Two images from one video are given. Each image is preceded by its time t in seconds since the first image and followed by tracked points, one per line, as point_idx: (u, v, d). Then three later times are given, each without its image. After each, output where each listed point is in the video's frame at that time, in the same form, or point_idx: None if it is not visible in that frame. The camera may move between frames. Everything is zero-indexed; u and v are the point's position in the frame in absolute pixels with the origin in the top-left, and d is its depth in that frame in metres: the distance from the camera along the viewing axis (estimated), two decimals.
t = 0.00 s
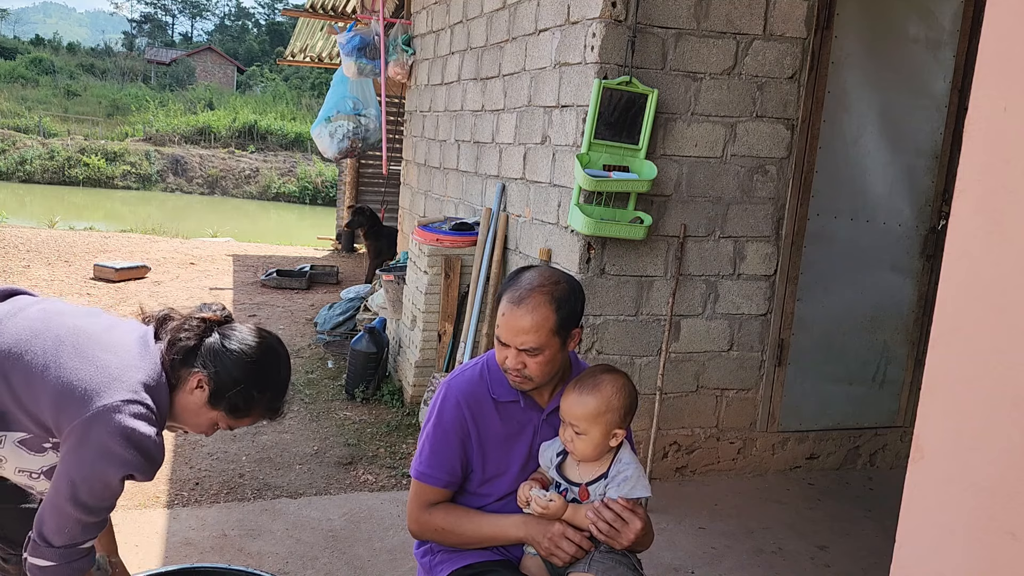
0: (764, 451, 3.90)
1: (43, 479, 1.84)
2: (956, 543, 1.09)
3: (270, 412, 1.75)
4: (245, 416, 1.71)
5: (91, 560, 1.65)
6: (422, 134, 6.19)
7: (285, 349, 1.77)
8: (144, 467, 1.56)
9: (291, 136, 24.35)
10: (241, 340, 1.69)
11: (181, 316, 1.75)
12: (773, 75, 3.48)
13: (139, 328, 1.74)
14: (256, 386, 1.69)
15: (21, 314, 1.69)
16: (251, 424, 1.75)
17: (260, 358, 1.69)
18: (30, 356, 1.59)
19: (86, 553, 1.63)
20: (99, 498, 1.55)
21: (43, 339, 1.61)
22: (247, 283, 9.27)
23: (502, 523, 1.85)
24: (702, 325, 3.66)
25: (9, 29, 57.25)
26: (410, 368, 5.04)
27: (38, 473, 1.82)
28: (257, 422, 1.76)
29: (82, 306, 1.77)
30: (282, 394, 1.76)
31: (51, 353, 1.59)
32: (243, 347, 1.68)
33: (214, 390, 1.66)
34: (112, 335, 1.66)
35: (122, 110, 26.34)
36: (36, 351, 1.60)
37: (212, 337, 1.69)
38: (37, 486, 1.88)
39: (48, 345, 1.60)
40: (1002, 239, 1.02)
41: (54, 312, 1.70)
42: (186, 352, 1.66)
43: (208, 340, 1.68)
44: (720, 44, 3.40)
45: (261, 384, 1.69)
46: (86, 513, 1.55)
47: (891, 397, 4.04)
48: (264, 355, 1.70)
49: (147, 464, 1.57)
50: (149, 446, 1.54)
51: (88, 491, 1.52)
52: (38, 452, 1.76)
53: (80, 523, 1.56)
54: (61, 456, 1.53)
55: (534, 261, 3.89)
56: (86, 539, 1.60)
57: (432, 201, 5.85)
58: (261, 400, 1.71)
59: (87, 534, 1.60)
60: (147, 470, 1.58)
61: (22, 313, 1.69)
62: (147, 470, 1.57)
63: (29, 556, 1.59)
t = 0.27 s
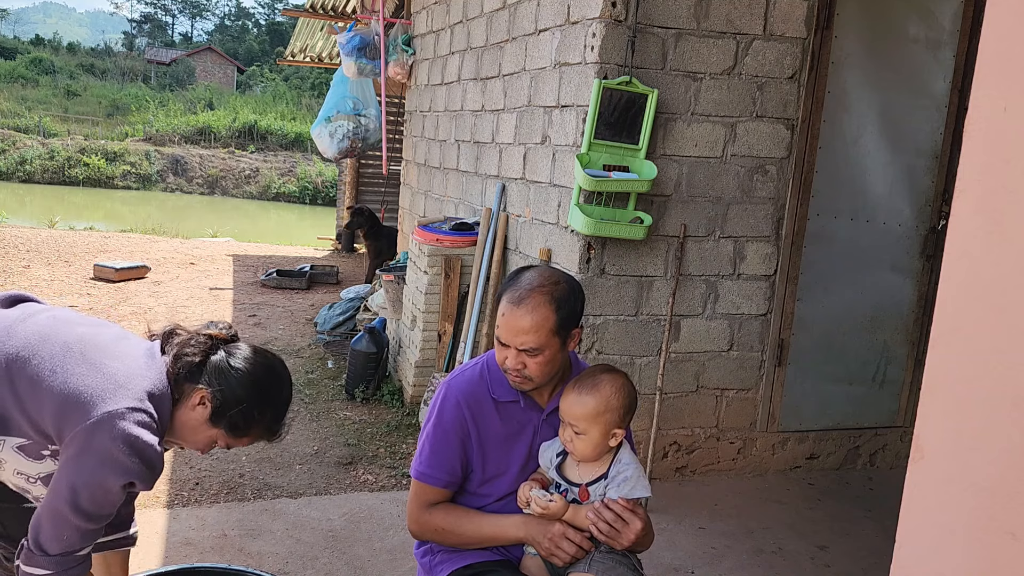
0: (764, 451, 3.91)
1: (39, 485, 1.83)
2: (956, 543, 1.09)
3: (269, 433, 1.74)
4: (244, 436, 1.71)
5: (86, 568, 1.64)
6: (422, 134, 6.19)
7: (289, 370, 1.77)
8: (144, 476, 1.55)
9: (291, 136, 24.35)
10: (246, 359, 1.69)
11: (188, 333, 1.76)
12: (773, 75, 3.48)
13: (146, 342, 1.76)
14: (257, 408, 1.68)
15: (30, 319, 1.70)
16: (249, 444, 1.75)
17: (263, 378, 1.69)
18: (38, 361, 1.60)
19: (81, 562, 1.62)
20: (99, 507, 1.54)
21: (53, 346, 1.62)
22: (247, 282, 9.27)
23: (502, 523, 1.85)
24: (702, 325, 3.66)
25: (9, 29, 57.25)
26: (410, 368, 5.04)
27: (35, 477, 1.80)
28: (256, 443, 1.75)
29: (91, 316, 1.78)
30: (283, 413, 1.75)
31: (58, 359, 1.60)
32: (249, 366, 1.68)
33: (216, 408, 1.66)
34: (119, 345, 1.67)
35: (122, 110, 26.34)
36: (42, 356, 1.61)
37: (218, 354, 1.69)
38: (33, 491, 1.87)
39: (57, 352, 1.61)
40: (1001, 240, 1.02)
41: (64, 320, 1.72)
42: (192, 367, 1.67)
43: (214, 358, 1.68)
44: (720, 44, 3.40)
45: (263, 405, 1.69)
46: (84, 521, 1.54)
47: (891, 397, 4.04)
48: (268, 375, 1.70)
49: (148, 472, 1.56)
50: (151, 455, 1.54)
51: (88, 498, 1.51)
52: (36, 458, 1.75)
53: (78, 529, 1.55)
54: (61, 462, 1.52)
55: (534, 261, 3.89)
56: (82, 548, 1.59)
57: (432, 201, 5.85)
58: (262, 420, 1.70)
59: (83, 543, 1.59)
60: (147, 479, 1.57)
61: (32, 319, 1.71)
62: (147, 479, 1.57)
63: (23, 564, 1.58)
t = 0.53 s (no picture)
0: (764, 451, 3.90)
1: (37, 490, 1.85)
2: (956, 543, 1.09)
3: (268, 440, 1.74)
4: (242, 443, 1.71)
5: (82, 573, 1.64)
6: (422, 134, 6.19)
7: (288, 377, 1.77)
8: (143, 484, 1.55)
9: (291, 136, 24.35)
10: (245, 367, 1.69)
11: (188, 337, 1.76)
12: (773, 75, 3.48)
13: (147, 347, 1.75)
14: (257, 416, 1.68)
15: (31, 324, 1.70)
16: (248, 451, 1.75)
17: (262, 385, 1.68)
18: (39, 368, 1.60)
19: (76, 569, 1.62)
20: (97, 513, 1.53)
21: (53, 351, 1.62)
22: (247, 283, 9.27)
23: (503, 523, 1.85)
24: (702, 325, 3.66)
25: (9, 29, 57.25)
26: (410, 368, 5.04)
27: (34, 483, 1.82)
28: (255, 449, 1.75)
29: (92, 320, 1.78)
30: (282, 421, 1.75)
31: (58, 365, 1.60)
32: (248, 374, 1.67)
33: (215, 416, 1.66)
34: (119, 351, 1.67)
35: (122, 110, 26.35)
36: (42, 362, 1.61)
37: (217, 361, 1.69)
38: (31, 495, 1.89)
39: (57, 359, 1.61)
40: (1001, 240, 1.02)
41: (65, 324, 1.72)
42: (190, 375, 1.67)
43: (213, 365, 1.68)
44: (720, 44, 3.40)
45: (262, 414, 1.69)
46: (81, 530, 1.54)
47: (891, 397, 4.04)
48: (267, 382, 1.70)
49: (147, 480, 1.56)
50: (150, 462, 1.54)
51: (86, 504, 1.50)
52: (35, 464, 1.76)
53: (75, 535, 1.53)
54: (60, 469, 1.52)
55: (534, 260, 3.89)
56: (78, 557, 1.58)
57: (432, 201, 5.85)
58: (260, 428, 1.70)
59: (79, 553, 1.58)
60: (146, 487, 1.57)
61: (32, 324, 1.71)
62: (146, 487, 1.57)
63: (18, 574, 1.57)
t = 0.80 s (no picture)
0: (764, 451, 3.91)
1: (36, 491, 1.86)
2: (956, 543, 1.09)
3: (267, 449, 1.74)
4: (241, 451, 1.71)
5: None
6: (422, 134, 6.19)
7: (288, 385, 1.77)
8: (140, 488, 1.54)
9: (291, 136, 24.36)
10: (244, 374, 1.69)
11: (190, 343, 1.76)
12: (773, 75, 3.48)
13: (149, 352, 1.75)
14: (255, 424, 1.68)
15: (35, 325, 1.71)
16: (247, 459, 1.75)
17: (260, 392, 1.68)
18: (40, 369, 1.60)
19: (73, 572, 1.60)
20: (93, 519, 1.52)
21: (54, 353, 1.63)
22: (247, 283, 9.27)
23: (503, 523, 1.85)
24: (702, 325, 3.66)
25: (9, 29, 57.28)
26: (410, 368, 5.04)
27: (32, 485, 1.83)
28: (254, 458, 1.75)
29: (96, 324, 1.79)
30: (281, 429, 1.75)
31: (59, 367, 1.60)
32: (247, 382, 1.68)
33: (213, 424, 1.66)
34: (122, 355, 1.67)
35: (122, 110, 26.35)
36: (43, 363, 1.61)
37: (217, 368, 1.69)
38: (29, 497, 1.90)
39: (58, 360, 1.61)
40: (1002, 241, 1.02)
41: (68, 327, 1.72)
42: (190, 382, 1.67)
43: (213, 373, 1.68)
44: (720, 44, 3.40)
45: (260, 422, 1.68)
46: (76, 534, 1.52)
47: (891, 397, 4.04)
48: (266, 389, 1.70)
49: (143, 485, 1.55)
50: (147, 467, 1.54)
51: (82, 509, 1.49)
52: (34, 466, 1.77)
53: (71, 541, 1.52)
54: (56, 472, 1.51)
55: (533, 260, 3.89)
56: (72, 561, 1.57)
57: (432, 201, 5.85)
58: (259, 437, 1.70)
59: (74, 556, 1.56)
60: (142, 492, 1.56)
61: (35, 325, 1.71)
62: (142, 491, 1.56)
63: None
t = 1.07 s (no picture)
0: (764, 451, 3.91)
1: (36, 515, 1.91)
2: (956, 543, 1.09)
3: (258, 488, 1.73)
4: (232, 490, 1.70)
5: None
6: (422, 134, 6.19)
7: (282, 424, 1.75)
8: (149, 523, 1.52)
9: (291, 136, 24.36)
10: (237, 415, 1.67)
11: (187, 378, 1.76)
12: (773, 75, 3.48)
13: (153, 386, 1.75)
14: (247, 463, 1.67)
15: (46, 352, 1.72)
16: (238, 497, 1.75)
17: (252, 430, 1.67)
18: (44, 402, 1.61)
19: None
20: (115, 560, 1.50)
21: (60, 384, 1.63)
22: (247, 282, 9.27)
23: (504, 522, 1.85)
24: (702, 325, 3.66)
25: (9, 29, 57.27)
26: (410, 368, 5.04)
27: (32, 509, 1.88)
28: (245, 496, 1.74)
29: (105, 353, 1.79)
30: (274, 469, 1.74)
31: (63, 399, 1.60)
32: (241, 422, 1.66)
33: (205, 464, 1.65)
34: (126, 390, 1.67)
35: (122, 110, 26.35)
36: (49, 394, 1.61)
37: (211, 407, 1.68)
38: (28, 518, 1.95)
39: (62, 393, 1.61)
40: (1001, 241, 1.02)
41: (77, 355, 1.73)
42: (184, 421, 1.66)
43: (206, 412, 1.67)
44: (720, 44, 3.40)
45: (252, 463, 1.67)
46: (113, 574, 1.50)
47: (891, 397, 4.04)
48: (257, 427, 1.68)
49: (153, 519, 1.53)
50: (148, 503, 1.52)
51: (96, 553, 1.47)
52: (39, 494, 1.80)
53: None
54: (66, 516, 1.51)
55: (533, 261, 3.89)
56: None
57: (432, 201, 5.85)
58: (250, 477, 1.69)
59: None
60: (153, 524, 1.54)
61: (47, 352, 1.72)
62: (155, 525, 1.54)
63: None
